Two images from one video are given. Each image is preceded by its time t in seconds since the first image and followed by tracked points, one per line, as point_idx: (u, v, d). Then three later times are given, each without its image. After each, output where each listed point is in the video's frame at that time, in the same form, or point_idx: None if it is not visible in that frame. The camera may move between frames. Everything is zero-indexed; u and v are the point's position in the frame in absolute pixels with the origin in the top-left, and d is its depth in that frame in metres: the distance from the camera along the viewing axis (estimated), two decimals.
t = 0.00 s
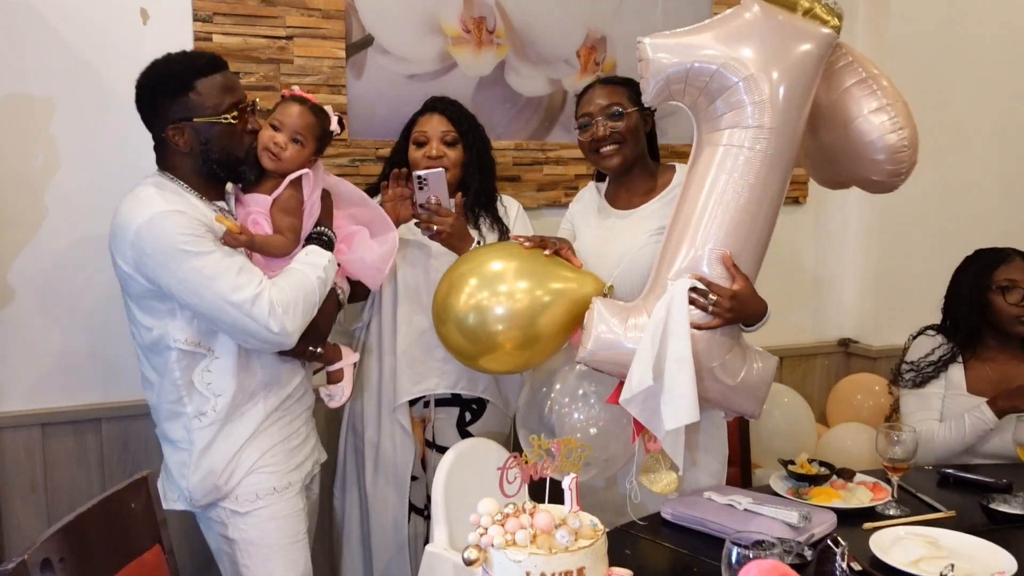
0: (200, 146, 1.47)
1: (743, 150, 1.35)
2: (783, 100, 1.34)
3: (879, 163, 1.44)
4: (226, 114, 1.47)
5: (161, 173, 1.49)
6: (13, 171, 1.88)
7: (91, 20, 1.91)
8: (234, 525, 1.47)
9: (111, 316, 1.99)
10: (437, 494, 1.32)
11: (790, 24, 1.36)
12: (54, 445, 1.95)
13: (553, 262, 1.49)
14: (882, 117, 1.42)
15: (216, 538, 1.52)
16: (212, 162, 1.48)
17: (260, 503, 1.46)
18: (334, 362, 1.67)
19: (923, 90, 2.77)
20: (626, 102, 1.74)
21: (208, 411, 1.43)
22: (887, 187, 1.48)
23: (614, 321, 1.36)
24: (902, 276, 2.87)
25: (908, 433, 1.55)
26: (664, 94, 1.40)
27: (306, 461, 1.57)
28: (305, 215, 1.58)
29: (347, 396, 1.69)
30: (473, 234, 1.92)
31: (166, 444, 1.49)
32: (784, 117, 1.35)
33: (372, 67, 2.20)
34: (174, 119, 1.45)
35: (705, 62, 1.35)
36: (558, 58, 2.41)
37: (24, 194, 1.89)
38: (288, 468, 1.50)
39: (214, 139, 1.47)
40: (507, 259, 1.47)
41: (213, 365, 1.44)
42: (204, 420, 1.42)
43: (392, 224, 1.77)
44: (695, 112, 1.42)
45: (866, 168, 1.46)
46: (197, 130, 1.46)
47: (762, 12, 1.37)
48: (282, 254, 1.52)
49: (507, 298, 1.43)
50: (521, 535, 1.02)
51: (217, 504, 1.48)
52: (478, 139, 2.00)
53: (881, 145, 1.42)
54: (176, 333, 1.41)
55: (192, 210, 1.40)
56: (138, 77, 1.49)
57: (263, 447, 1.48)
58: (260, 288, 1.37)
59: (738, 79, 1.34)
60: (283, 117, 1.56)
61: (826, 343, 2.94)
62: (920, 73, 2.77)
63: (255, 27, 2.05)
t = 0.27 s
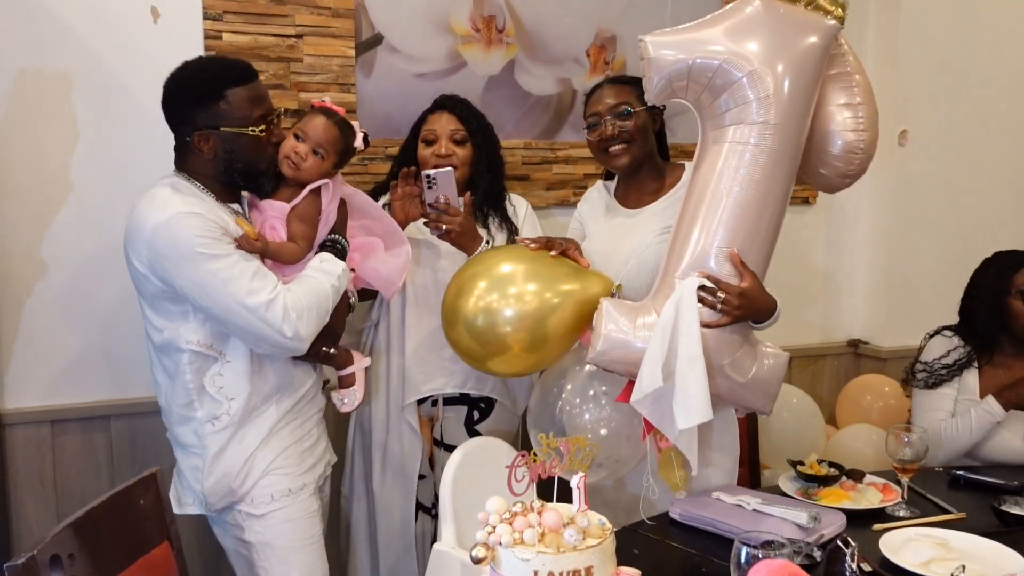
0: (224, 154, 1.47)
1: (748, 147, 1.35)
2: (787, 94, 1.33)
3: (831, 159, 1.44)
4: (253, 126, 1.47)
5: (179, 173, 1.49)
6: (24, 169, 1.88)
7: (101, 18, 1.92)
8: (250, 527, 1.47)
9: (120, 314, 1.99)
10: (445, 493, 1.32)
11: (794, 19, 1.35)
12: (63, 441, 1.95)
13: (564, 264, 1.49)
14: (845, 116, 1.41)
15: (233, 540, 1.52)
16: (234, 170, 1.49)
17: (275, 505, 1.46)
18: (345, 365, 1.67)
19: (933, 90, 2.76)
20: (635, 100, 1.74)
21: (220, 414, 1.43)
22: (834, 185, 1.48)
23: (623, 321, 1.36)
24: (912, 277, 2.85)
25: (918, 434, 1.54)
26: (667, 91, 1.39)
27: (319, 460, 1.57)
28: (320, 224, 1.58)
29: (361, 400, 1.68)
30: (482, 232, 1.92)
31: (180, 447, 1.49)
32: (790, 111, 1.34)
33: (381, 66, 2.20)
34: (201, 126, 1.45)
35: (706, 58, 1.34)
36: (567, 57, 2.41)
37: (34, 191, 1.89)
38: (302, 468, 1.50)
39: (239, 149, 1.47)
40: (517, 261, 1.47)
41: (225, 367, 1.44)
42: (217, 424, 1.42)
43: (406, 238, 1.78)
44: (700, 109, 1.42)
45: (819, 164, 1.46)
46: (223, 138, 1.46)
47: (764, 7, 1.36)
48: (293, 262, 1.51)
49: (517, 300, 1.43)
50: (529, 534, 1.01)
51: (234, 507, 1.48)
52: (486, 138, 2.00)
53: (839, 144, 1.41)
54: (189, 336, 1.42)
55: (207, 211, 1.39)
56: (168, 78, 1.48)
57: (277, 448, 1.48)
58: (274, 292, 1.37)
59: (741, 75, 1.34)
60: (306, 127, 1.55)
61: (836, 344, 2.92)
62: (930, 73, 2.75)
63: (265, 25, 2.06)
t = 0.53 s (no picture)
0: (232, 147, 1.47)
1: (756, 145, 1.34)
2: (796, 92, 1.32)
3: (845, 162, 1.44)
4: (262, 119, 1.48)
5: (185, 169, 1.49)
6: (32, 166, 1.89)
7: (110, 16, 1.92)
8: (254, 526, 1.48)
9: (128, 311, 1.99)
10: (451, 491, 1.32)
11: (802, 17, 1.35)
12: (71, 437, 1.96)
13: (572, 263, 1.49)
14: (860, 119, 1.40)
15: (237, 538, 1.53)
16: (241, 164, 1.50)
17: (281, 505, 1.47)
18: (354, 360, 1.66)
19: (942, 90, 2.75)
20: (646, 98, 1.73)
21: (229, 411, 1.43)
22: (848, 186, 1.48)
23: (629, 320, 1.36)
24: (920, 277, 2.84)
25: (927, 434, 1.54)
26: (674, 90, 1.39)
27: (326, 460, 1.57)
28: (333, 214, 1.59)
29: (369, 392, 1.68)
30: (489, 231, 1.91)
31: (187, 443, 1.50)
32: (799, 109, 1.33)
33: (389, 64, 2.20)
34: (209, 119, 1.46)
35: (714, 56, 1.34)
36: (575, 56, 2.41)
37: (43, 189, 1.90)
38: (308, 467, 1.51)
39: (246, 142, 1.47)
40: (524, 259, 1.47)
41: (233, 365, 1.44)
42: (226, 420, 1.43)
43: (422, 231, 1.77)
44: (708, 107, 1.41)
45: (831, 165, 1.46)
46: (230, 132, 1.46)
47: (772, 4, 1.36)
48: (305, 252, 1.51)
49: (524, 298, 1.43)
50: (535, 532, 1.01)
51: (239, 504, 1.48)
52: (494, 136, 2.00)
53: (853, 146, 1.41)
54: (197, 332, 1.42)
55: (213, 206, 1.40)
56: (176, 67, 1.49)
57: (284, 447, 1.48)
58: (285, 283, 1.38)
59: (749, 73, 1.33)
60: (311, 116, 1.55)
61: (843, 344, 2.92)
62: (939, 72, 2.74)
63: (274, 23, 2.06)
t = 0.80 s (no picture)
0: (219, 142, 1.46)
1: (763, 144, 1.34)
2: (803, 91, 1.32)
3: (876, 160, 1.40)
4: (254, 118, 1.48)
5: (174, 172, 1.49)
6: (38, 163, 1.89)
7: (116, 12, 1.93)
8: (270, 522, 1.48)
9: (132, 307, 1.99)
10: (455, 488, 1.32)
11: (811, 15, 1.35)
12: (75, 432, 1.96)
13: (574, 259, 1.49)
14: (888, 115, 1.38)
15: (252, 534, 1.53)
16: (227, 160, 1.48)
17: (296, 500, 1.47)
18: (352, 353, 1.70)
19: (949, 89, 2.74)
20: (651, 95, 1.73)
21: (244, 407, 1.44)
22: (882, 186, 1.44)
23: (630, 316, 1.36)
24: (926, 276, 2.84)
25: (932, 434, 1.53)
26: (682, 88, 1.39)
27: (339, 455, 1.57)
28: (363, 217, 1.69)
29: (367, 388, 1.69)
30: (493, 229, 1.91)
31: (199, 442, 1.50)
32: (807, 109, 1.33)
33: (395, 61, 2.20)
34: (201, 110, 1.44)
35: (722, 53, 1.33)
36: (580, 53, 2.41)
37: (48, 186, 1.90)
38: (321, 462, 1.51)
39: (234, 140, 1.47)
40: (527, 255, 1.47)
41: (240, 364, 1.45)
42: (242, 416, 1.44)
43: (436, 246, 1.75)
44: (715, 105, 1.41)
45: (864, 165, 1.42)
46: (220, 126, 1.45)
47: (782, 4, 1.35)
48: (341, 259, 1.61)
49: (527, 294, 1.43)
50: (538, 530, 1.01)
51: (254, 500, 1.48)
52: (499, 134, 1.99)
53: (884, 143, 1.38)
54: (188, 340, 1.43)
55: (186, 218, 1.38)
56: (172, 58, 1.48)
57: (298, 442, 1.48)
58: (224, 306, 1.34)
59: (757, 72, 1.33)
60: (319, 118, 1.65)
61: (848, 343, 2.91)
62: (946, 71, 2.74)
63: (279, 20, 2.06)
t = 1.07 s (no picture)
0: (198, 148, 1.47)
1: (764, 142, 1.34)
2: (804, 89, 1.32)
3: (899, 146, 1.38)
4: (230, 123, 1.47)
5: (158, 184, 1.51)
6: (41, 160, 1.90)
7: (120, 10, 1.93)
8: (268, 528, 1.48)
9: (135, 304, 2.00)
10: (456, 485, 1.32)
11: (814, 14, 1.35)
12: (78, 429, 1.97)
13: (574, 256, 1.48)
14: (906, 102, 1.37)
15: (253, 539, 1.53)
16: (208, 167, 1.48)
17: (293, 507, 1.47)
18: (352, 360, 1.64)
19: (953, 88, 2.73)
20: (652, 93, 1.73)
21: (237, 415, 1.45)
22: (911, 175, 1.42)
23: (630, 313, 1.36)
24: (929, 275, 2.83)
25: (934, 433, 1.53)
26: (683, 86, 1.38)
27: (340, 458, 1.57)
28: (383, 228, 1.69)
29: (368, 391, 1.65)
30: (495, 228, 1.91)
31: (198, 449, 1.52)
32: (807, 107, 1.33)
33: (397, 59, 2.20)
34: (177, 119, 1.45)
35: (724, 51, 1.33)
36: (583, 51, 2.41)
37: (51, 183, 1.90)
38: (320, 466, 1.51)
39: (214, 145, 1.47)
40: (527, 253, 1.46)
41: (232, 370, 1.45)
42: (235, 423, 1.45)
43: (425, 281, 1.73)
44: (715, 104, 1.40)
45: (888, 155, 1.40)
46: (198, 133, 1.46)
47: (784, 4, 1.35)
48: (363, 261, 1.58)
49: (526, 291, 1.43)
50: (540, 528, 1.01)
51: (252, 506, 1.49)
52: (501, 133, 2.00)
53: (905, 129, 1.36)
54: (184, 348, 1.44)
55: (159, 222, 1.41)
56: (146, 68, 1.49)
57: (294, 446, 1.48)
58: (182, 290, 1.33)
59: (759, 69, 1.32)
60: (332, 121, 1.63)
61: (850, 342, 2.91)
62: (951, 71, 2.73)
63: (282, 17, 2.06)
